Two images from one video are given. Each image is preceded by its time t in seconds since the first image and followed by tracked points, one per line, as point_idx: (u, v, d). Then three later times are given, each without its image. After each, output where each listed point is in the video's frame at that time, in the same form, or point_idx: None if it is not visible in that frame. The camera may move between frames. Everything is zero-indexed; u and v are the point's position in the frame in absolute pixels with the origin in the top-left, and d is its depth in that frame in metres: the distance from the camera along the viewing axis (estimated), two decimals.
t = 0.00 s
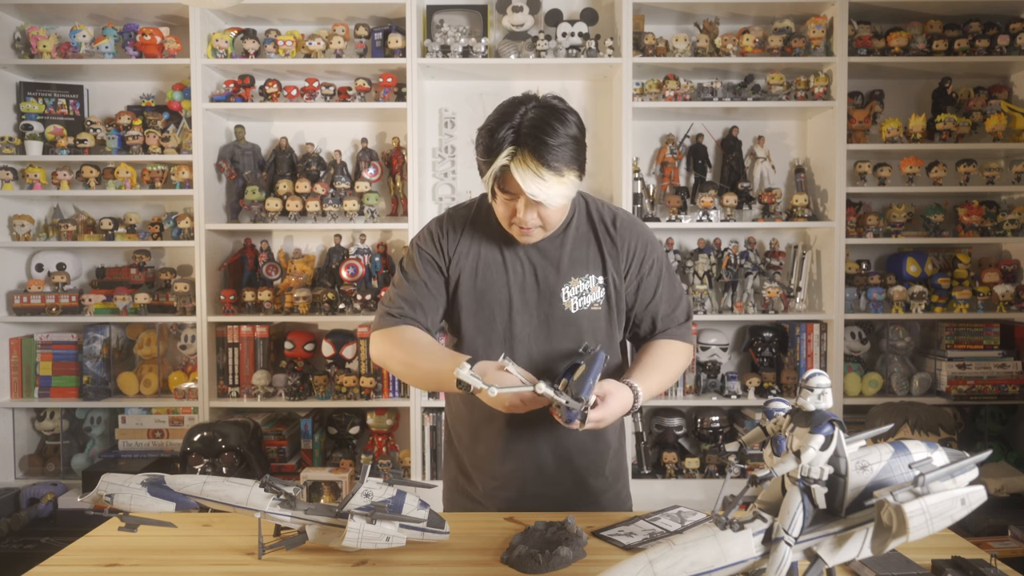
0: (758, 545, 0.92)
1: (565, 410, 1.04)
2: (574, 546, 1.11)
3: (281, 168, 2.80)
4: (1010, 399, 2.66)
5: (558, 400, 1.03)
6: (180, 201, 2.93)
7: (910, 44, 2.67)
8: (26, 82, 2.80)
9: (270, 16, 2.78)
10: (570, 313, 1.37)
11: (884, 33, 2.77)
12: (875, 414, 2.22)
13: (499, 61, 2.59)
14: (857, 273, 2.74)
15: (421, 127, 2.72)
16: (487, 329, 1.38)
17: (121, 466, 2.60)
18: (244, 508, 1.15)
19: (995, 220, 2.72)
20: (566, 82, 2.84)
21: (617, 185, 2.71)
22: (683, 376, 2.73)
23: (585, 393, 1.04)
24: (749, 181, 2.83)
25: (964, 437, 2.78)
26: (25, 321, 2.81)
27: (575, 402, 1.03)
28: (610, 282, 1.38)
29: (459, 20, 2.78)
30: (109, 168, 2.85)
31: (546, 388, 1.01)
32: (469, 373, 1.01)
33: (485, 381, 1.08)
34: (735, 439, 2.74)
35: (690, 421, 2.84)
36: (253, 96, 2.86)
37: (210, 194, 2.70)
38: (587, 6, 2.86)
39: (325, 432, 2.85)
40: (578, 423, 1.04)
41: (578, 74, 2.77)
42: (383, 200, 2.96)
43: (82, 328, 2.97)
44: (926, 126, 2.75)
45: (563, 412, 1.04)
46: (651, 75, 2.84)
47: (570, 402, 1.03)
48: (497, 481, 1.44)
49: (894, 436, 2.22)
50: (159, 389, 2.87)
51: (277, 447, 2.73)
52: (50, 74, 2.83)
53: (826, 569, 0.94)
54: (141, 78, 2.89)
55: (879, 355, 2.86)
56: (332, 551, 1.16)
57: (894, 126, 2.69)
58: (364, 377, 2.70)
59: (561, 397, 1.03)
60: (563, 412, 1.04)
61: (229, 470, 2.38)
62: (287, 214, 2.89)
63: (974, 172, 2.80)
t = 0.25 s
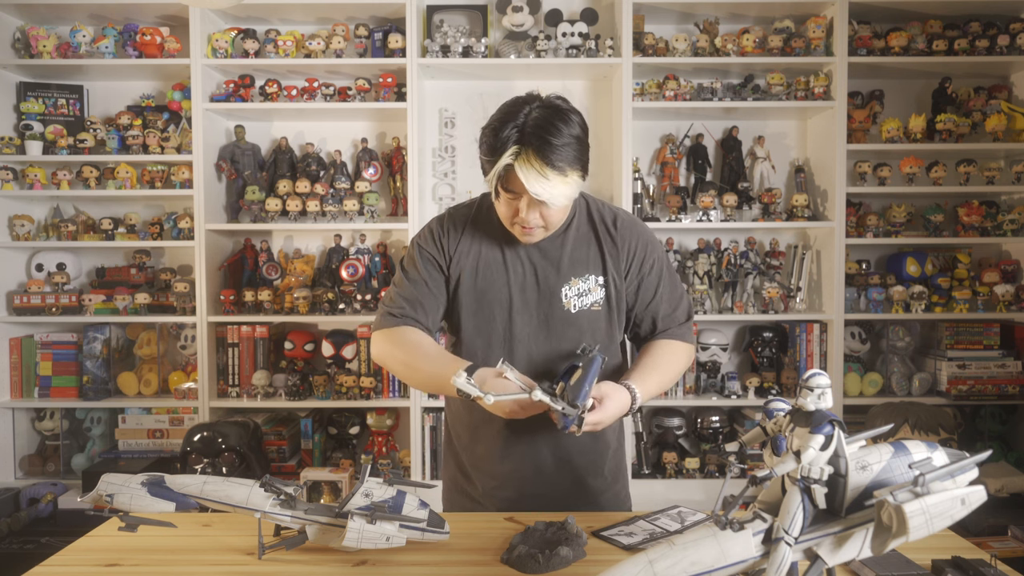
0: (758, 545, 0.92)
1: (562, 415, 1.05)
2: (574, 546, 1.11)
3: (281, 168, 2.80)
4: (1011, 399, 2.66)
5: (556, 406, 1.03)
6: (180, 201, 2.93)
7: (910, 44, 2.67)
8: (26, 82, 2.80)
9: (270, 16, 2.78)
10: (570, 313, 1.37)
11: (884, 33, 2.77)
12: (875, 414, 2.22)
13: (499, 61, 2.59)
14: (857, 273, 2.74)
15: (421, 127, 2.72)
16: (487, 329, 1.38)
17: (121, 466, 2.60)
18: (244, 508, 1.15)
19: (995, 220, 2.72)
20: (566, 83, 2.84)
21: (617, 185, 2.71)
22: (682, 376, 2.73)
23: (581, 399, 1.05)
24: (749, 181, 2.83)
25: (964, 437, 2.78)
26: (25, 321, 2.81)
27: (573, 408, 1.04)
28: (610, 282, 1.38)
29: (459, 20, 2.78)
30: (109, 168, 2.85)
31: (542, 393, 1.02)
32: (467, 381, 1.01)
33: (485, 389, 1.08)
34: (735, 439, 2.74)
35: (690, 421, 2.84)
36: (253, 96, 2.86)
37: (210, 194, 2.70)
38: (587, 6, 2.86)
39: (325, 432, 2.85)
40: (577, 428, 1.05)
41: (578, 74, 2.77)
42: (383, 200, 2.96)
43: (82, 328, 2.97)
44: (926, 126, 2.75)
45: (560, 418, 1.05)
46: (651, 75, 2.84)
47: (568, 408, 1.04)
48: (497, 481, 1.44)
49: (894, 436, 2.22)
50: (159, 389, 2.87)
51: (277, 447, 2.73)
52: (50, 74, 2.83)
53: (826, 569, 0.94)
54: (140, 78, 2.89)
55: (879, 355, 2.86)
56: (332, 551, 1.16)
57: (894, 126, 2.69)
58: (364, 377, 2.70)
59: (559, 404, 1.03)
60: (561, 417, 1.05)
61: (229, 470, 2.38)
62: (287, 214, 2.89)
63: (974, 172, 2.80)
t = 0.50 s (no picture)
0: (758, 545, 0.92)
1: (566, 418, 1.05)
2: (574, 546, 1.11)
3: (281, 168, 2.80)
4: (1010, 399, 2.66)
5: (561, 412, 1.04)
6: (180, 201, 2.93)
7: (910, 44, 2.67)
8: (26, 82, 2.80)
9: (270, 16, 2.78)
10: (570, 313, 1.37)
11: (884, 33, 2.77)
12: (875, 414, 2.22)
13: (499, 61, 2.59)
14: (857, 273, 2.74)
15: (421, 127, 2.72)
16: (487, 328, 1.38)
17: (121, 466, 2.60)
18: (244, 507, 1.15)
19: (995, 220, 2.71)
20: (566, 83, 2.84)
21: (617, 185, 2.71)
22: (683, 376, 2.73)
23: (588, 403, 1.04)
24: (749, 181, 2.83)
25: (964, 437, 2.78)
26: (25, 321, 2.81)
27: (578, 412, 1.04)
28: (610, 282, 1.38)
29: (459, 20, 2.78)
30: (109, 168, 2.85)
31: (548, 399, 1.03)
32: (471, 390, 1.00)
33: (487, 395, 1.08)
34: (735, 439, 2.74)
35: (690, 421, 2.84)
36: (253, 96, 2.86)
37: (210, 195, 2.70)
38: (587, 6, 2.86)
39: (325, 432, 2.85)
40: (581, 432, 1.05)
41: (578, 74, 2.77)
42: (383, 200, 2.96)
43: (82, 328, 2.97)
44: (926, 126, 2.75)
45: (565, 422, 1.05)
46: (651, 75, 2.84)
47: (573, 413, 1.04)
48: (497, 481, 1.44)
49: (894, 436, 2.22)
50: (159, 389, 2.87)
51: (277, 447, 2.73)
52: (50, 74, 2.83)
53: (826, 569, 0.94)
54: (140, 78, 2.89)
55: (879, 355, 2.86)
56: (332, 551, 1.16)
57: (894, 126, 2.69)
58: (364, 377, 2.70)
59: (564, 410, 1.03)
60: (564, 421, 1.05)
61: (229, 470, 2.38)
62: (287, 214, 2.89)
63: (974, 172, 2.80)
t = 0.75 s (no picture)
0: (758, 545, 0.92)
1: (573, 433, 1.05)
2: (573, 546, 1.11)
3: (281, 168, 2.80)
4: (1010, 398, 2.66)
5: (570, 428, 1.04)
6: (180, 201, 2.93)
7: (910, 44, 2.67)
8: (26, 82, 2.80)
9: (270, 16, 2.78)
10: (574, 319, 1.37)
11: (884, 33, 2.77)
12: (875, 414, 2.22)
13: (499, 61, 2.60)
14: (857, 273, 2.74)
15: (421, 127, 2.72)
16: (491, 331, 1.38)
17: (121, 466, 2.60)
18: (244, 508, 1.15)
19: (995, 220, 2.71)
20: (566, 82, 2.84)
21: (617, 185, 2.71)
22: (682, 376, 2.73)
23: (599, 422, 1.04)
24: (749, 181, 2.83)
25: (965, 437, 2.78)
26: (25, 321, 2.81)
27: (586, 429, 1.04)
28: (613, 290, 1.39)
29: (459, 20, 2.78)
30: (109, 168, 2.85)
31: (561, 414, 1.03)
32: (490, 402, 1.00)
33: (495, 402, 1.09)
34: (735, 439, 2.74)
35: (690, 421, 2.84)
36: (253, 96, 2.86)
37: (210, 195, 2.70)
38: (586, 6, 2.86)
39: (325, 432, 2.85)
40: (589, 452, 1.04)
41: (578, 74, 2.77)
42: (383, 200, 2.96)
43: (82, 328, 2.97)
44: (926, 126, 2.75)
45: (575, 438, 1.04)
46: (651, 75, 2.84)
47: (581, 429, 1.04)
48: (495, 480, 1.44)
49: (894, 436, 2.22)
50: (159, 389, 2.87)
51: (277, 447, 2.73)
52: (50, 74, 2.83)
53: (826, 569, 0.94)
54: (140, 78, 2.89)
55: (879, 355, 2.86)
56: (332, 551, 1.16)
57: (894, 126, 2.69)
58: (364, 377, 2.70)
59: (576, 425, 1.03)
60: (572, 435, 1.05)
61: (229, 470, 2.38)
62: (287, 214, 2.89)
63: (974, 172, 2.80)
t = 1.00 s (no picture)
0: (758, 545, 0.92)
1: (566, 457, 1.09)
2: (573, 546, 1.11)
3: (281, 168, 2.80)
4: (1010, 398, 2.66)
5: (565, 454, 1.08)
6: (180, 201, 2.93)
7: (910, 44, 2.67)
8: (26, 82, 2.80)
9: (270, 16, 2.78)
10: (579, 327, 1.37)
11: (884, 33, 2.77)
12: (875, 414, 2.22)
13: (499, 61, 2.60)
14: (857, 273, 2.74)
15: (421, 127, 2.72)
16: (496, 335, 1.37)
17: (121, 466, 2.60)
18: (244, 508, 1.15)
19: (995, 220, 2.71)
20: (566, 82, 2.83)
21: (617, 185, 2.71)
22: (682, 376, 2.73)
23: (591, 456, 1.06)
24: (749, 181, 2.83)
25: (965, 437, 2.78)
26: (25, 321, 2.81)
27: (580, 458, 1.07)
28: (618, 300, 1.39)
29: (459, 20, 2.78)
30: (109, 168, 2.85)
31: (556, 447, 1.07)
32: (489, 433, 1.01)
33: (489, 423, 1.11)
34: (735, 439, 2.74)
35: (690, 421, 2.84)
36: (253, 96, 2.86)
37: (210, 195, 2.70)
38: (586, 6, 2.86)
39: (325, 432, 2.85)
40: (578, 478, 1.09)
41: (578, 74, 2.77)
42: (383, 200, 2.96)
43: (82, 328, 2.97)
44: (926, 126, 2.75)
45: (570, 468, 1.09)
46: (651, 75, 2.84)
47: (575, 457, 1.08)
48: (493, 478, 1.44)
49: (895, 436, 2.22)
50: (159, 389, 2.87)
51: (277, 447, 2.73)
52: (51, 74, 2.83)
53: (826, 569, 0.94)
54: (140, 79, 2.89)
55: (879, 355, 2.86)
56: (332, 551, 1.16)
57: (894, 126, 2.69)
58: (364, 377, 2.70)
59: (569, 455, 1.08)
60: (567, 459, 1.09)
61: (229, 470, 2.38)
62: (287, 214, 2.89)
63: (974, 172, 2.80)
